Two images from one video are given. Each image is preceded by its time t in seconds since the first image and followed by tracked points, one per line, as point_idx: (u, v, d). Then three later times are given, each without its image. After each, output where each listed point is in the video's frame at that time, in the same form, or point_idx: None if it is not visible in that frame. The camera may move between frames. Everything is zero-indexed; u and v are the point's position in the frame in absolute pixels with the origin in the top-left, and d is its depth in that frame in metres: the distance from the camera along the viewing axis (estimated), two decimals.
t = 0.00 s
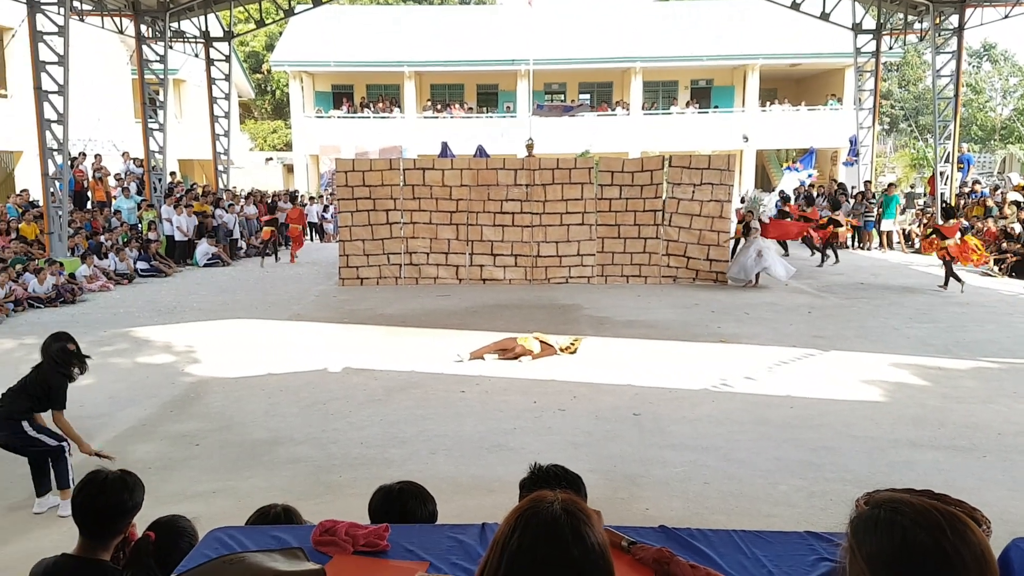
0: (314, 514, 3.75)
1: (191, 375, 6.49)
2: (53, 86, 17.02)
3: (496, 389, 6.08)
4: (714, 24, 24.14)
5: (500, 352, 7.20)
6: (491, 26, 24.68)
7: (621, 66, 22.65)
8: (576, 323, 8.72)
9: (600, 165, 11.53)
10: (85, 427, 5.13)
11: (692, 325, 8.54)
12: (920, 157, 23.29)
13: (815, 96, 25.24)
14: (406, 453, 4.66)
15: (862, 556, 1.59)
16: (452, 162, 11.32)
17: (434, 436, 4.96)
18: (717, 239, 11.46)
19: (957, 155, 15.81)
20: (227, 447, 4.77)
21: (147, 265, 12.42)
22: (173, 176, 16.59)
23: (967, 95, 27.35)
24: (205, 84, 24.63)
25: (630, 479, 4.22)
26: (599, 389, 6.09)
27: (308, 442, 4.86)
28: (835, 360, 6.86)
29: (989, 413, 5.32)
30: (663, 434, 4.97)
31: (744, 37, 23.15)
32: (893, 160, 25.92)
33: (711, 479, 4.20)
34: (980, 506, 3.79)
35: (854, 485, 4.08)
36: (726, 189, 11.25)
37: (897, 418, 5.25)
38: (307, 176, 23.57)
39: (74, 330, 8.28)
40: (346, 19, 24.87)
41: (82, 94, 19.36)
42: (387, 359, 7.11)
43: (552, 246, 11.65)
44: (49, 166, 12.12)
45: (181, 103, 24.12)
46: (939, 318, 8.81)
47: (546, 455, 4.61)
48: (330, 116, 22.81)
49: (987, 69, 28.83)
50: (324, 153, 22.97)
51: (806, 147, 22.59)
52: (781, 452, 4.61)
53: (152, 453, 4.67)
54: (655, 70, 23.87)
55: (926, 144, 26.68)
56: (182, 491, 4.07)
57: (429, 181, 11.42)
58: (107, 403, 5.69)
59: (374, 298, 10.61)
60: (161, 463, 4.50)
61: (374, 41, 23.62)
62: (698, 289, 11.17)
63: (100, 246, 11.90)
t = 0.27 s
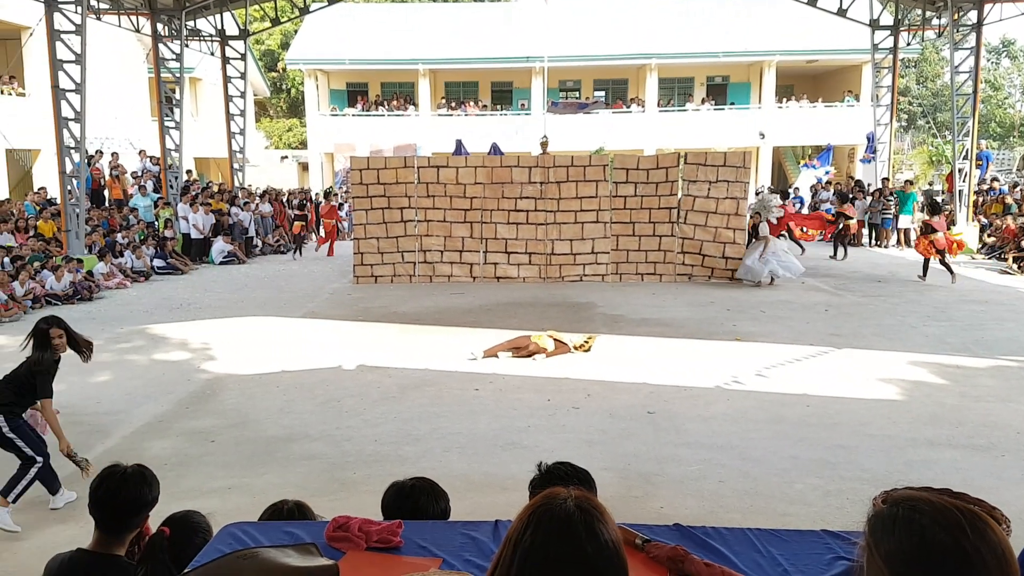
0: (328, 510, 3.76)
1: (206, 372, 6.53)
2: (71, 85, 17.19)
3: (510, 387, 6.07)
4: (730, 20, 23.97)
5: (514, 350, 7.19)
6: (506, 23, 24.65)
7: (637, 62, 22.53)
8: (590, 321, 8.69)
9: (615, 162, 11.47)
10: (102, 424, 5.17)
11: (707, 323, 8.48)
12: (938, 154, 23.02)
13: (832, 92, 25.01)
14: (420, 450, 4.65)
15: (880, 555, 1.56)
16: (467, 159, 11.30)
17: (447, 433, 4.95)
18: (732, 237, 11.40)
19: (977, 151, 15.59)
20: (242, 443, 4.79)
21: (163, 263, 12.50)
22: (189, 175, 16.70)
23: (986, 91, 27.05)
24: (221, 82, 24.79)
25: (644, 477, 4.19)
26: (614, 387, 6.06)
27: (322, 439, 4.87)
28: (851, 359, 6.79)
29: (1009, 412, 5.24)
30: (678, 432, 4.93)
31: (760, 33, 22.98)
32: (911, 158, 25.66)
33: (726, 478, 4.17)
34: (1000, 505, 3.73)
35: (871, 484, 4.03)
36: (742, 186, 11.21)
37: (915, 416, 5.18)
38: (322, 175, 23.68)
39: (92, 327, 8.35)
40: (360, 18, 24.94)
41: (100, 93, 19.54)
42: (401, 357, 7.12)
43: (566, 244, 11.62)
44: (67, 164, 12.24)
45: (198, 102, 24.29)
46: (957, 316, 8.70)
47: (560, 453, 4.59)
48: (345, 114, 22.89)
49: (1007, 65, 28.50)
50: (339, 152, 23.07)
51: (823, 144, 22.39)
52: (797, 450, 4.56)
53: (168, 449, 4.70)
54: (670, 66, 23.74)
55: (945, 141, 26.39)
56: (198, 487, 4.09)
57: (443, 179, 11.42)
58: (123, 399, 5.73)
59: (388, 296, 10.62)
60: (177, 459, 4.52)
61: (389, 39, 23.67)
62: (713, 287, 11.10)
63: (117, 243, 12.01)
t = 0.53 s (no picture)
0: (329, 509, 3.76)
1: (208, 370, 6.53)
2: (72, 83, 17.20)
3: (512, 385, 6.07)
4: (734, 18, 23.91)
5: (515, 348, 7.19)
6: (508, 21, 24.62)
7: (639, 60, 22.51)
8: (591, 319, 8.69)
9: (617, 160, 11.46)
10: (105, 422, 5.17)
11: (708, 321, 8.48)
12: (941, 151, 22.97)
13: (835, 90, 24.96)
14: (421, 448, 4.65)
15: (880, 554, 1.55)
16: (468, 157, 11.29)
17: (449, 432, 4.95)
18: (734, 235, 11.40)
19: (979, 149, 15.55)
20: (244, 442, 4.80)
21: (166, 261, 12.51)
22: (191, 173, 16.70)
23: (988, 89, 26.98)
24: (223, 81, 24.81)
25: (646, 475, 4.18)
26: (615, 385, 6.06)
27: (324, 437, 4.88)
28: (853, 357, 6.78)
29: (1012, 410, 5.23)
30: (679, 430, 4.93)
31: (763, 31, 22.93)
32: (913, 156, 25.63)
33: (728, 476, 4.16)
34: (1002, 504, 3.72)
35: (873, 482, 4.02)
36: (745, 184, 11.20)
37: (917, 414, 5.17)
38: (324, 173, 23.71)
39: (94, 325, 8.37)
40: (361, 15, 24.92)
41: (102, 91, 19.54)
42: (403, 355, 7.13)
43: (567, 242, 11.62)
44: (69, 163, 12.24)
45: (200, 100, 24.32)
46: (959, 313, 8.68)
47: (561, 451, 4.59)
48: (347, 112, 22.90)
49: (1009, 63, 28.44)
50: (341, 150, 23.07)
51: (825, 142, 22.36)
52: (799, 449, 4.56)
53: (170, 447, 4.70)
54: (672, 64, 23.70)
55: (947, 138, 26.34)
56: (199, 485, 4.09)
57: (445, 177, 11.41)
58: (125, 397, 5.73)
59: (390, 294, 10.63)
60: (179, 457, 4.53)
61: (391, 37, 23.65)
62: (715, 285, 11.09)
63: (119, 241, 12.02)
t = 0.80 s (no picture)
0: (328, 509, 3.76)
1: (207, 371, 6.53)
2: (71, 84, 17.21)
3: (511, 385, 6.07)
4: (733, 18, 23.90)
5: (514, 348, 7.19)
6: (506, 22, 24.63)
7: (638, 61, 22.50)
8: (590, 320, 8.69)
9: (616, 160, 11.46)
10: (104, 423, 5.17)
11: (707, 321, 8.48)
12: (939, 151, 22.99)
13: (833, 90, 24.97)
14: (421, 448, 4.65)
15: (878, 554, 1.56)
16: (467, 157, 11.30)
17: (448, 432, 4.95)
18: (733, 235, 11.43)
19: (978, 149, 15.56)
20: (242, 442, 4.80)
21: (165, 262, 12.51)
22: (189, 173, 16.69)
23: (987, 88, 26.99)
24: (222, 81, 24.81)
25: (645, 475, 4.19)
26: (615, 385, 6.06)
27: (323, 437, 4.88)
28: (852, 357, 6.79)
29: (1010, 410, 5.23)
30: (679, 430, 4.93)
31: (761, 31, 22.94)
32: (912, 155, 25.64)
33: (727, 476, 4.16)
34: (1001, 503, 3.73)
35: (871, 482, 4.02)
36: (743, 184, 11.25)
37: (916, 414, 5.18)
38: (323, 174, 23.73)
39: (93, 326, 8.36)
40: (359, 16, 24.91)
41: (100, 92, 19.54)
42: (402, 355, 7.13)
43: (566, 242, 11.62)
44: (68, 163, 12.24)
45: (198, 100, 24.33)
46: (958, 313, 8.68)
47: (560, 451, 4.59)
48: (345, 113, 22.90)
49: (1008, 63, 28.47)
50: (340, 150, 23.07)
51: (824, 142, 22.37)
52: (798, 448, 4.56)
53: (169, 448, 4.70)
54: (671, 64, 23.71)
55: (946, 138, 26.37)
56: (199, 486, 4.09)
57: (444, 177, 11.41)
58: (124, 398, 5.73)
59: (389, 294, 10.63)
60: (178, 458, 4.53)
61: (390, 38, 23.64)
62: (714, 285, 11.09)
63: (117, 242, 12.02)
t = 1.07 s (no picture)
0: (324, 513, 3.76)
1: (204, 374, 6.53)
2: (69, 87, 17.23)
3: (508, 388, 6.07)
4: (731, 22, 23.96)
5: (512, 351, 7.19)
6: (504, 26, 24.68)
7: (635, 64, 22.54)
8: (587, 322, 8.70)
9: (613, 164, 11.48)
10: (100, 426, 5.16)
11: (704, 324, 8.49)
12: (936, 155, 23.05)
13: (830, 94, 25.02)
14: (418, 451, 4.65)
15: (873, 557, 1.56)
16: (465, 160, 11.32)
17: (445, 435, 4.95)
18: (730, 238, 11.44)
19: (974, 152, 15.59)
20: (239, 445, 4.79)
21: (162, 265, 12.50)
22: (187, 176, 16.68)
23: (983, 92, 27.07)
24: (220, 84, 24.82)
25: (641, 478, 4.19)
26: (612, 388, 6.06)
27: (320, 440, 4.87)
28: (849, 360, 6.80)
29: (1006, 413, 5.24)
30: (676, 433, 4.94)
31: (758, 35, 23.01)
32: (908, 159, 25.70)
33: (724, 479, 4.17)
34: (998, 507, 3.73)
35: (868, 485, 4.03)
36: (740, 187, 11.26)
37: (912, 417, 5.18)
38: (321, 177, 23.75)
39: (89, 329, 8.36)
40: (357, 19, 24.95)
41: (97, 94, 19.54)
42: (399, 358, 7.12)
43: (564, 245, 11.63)
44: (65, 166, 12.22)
45: (196, 103, 24.34)
46: (955, 317, 8.69)
47: (558, 454, 4.59)
48: (343, 116, 22.92)
49: (1003, 67, 28.58)
50: (338, 153, 23.07)
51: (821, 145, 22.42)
52: (794, 452, 4.57)
53: (166, 451, 4.70)
54: (668, 68, 23.75)
55: (942, 141, 26.44)
56: (195, 489, 4.09)
57: (442, 181, 11.43)
58: (122, 401, 5.73)
59: (386, 297, 10.62)
60: (175, 461, 4.53)
61: (387, 41, 23.67)
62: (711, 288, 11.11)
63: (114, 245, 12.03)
